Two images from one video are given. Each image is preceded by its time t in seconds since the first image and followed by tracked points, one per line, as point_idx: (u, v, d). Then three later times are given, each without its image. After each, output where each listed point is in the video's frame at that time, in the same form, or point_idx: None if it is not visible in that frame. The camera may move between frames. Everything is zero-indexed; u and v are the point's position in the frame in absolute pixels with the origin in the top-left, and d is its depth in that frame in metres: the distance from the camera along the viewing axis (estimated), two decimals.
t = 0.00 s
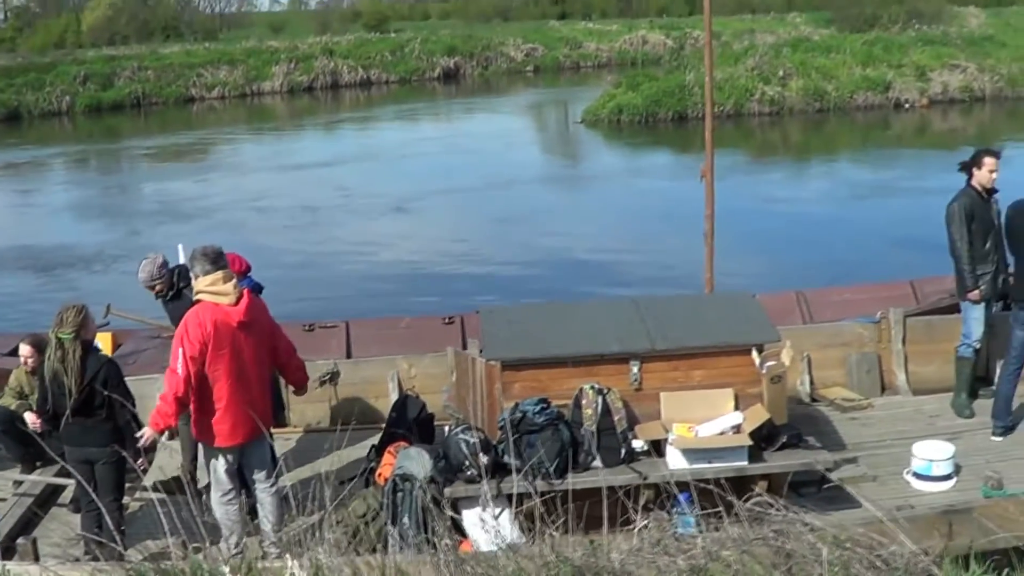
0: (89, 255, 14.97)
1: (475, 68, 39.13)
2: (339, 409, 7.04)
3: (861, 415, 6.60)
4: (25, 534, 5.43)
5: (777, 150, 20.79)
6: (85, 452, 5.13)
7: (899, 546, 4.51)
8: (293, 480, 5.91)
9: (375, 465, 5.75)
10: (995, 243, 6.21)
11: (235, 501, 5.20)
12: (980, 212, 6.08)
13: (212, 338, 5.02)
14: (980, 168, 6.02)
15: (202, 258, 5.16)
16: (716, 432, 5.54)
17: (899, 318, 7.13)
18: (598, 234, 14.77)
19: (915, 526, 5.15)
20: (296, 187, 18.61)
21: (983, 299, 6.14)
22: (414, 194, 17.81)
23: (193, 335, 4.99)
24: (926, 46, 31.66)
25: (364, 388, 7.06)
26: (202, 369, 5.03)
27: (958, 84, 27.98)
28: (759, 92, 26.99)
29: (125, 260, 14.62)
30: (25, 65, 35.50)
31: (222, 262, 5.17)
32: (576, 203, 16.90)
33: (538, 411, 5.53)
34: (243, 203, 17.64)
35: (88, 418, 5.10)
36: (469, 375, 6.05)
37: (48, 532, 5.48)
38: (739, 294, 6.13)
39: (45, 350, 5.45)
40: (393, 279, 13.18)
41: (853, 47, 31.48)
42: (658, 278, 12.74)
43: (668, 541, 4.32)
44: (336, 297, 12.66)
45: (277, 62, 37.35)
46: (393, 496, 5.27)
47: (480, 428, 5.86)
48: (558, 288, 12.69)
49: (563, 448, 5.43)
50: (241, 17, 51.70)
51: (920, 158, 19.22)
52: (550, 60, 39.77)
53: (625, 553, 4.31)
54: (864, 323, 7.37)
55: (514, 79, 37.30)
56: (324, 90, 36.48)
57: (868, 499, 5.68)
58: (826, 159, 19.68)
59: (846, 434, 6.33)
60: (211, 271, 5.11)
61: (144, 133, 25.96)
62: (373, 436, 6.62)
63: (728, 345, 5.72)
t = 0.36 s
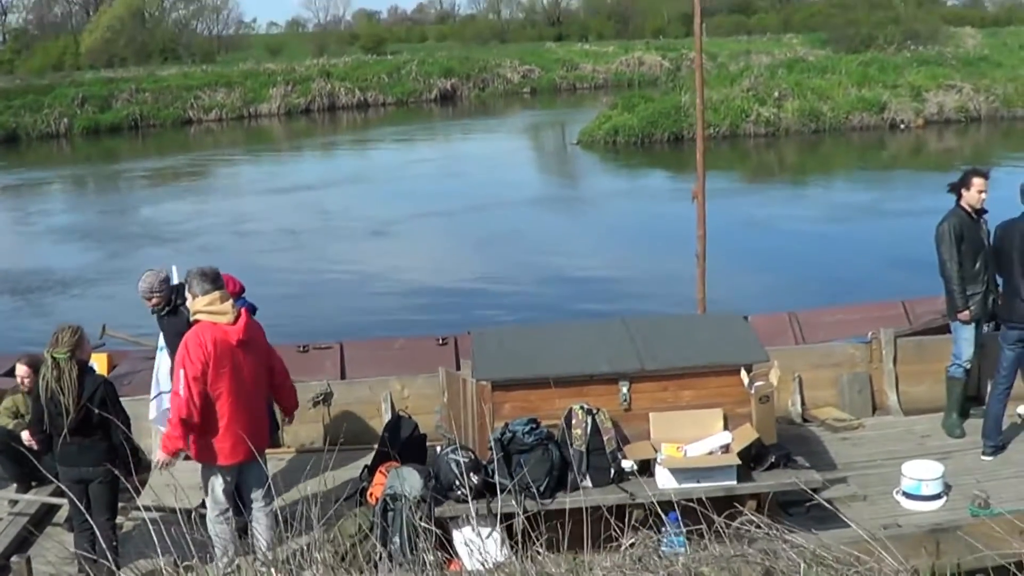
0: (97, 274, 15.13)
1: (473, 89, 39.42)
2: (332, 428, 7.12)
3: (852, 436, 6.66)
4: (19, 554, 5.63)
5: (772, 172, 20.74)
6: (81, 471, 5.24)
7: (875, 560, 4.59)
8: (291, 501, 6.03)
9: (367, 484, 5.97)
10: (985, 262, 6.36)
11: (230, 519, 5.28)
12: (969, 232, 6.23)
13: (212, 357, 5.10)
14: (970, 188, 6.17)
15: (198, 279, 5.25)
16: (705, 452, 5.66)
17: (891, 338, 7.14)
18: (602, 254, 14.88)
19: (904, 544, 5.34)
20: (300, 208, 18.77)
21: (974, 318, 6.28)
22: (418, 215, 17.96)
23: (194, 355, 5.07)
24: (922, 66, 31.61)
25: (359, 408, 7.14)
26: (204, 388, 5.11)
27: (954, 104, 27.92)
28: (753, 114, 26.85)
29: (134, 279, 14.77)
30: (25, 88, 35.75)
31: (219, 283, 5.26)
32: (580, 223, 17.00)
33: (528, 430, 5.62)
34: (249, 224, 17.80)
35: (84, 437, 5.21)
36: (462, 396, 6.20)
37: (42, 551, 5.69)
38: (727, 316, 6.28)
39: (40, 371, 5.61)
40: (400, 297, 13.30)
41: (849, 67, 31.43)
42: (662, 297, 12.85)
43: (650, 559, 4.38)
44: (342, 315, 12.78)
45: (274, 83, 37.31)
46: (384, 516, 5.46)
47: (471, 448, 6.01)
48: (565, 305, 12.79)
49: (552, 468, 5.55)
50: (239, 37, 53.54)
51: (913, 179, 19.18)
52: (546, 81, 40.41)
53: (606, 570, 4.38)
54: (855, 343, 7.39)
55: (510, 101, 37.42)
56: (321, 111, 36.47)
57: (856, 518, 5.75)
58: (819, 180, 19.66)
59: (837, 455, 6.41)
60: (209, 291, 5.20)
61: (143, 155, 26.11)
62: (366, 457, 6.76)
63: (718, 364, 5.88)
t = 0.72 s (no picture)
0: (107, 292, 15.21)
1: (480, 104, 39.50)
2: (343, 442, 7.15)
3: (861, 445, 6.66)
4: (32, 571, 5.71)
5: (780, 183, 20.70)
6: (92, 489, 5.30)
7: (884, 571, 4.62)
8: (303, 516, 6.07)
9: (378, 498, 6.04)
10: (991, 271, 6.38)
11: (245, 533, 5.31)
12: (975, 240, 6.26)
13: (234, 372, 5.13)
14: (977, 197, 6.22)
15: (217, 295, 5.29)
16: (714, 462, 5.68)
17: (898, 348, 7.13)
18: (611, 267, 14.91)
19: (914, 551, 5.39)
20: (309, 224, 18.83)
21: (980, 326, 6.29)
22: (426, 230, 18.01)
23: (215, 370, 5.10)
24: (929, 75, 31.52)
25: (369, 423, 7.17)
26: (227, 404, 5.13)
27: (961, 113, 27.91)
28: (762, 124, 26.72)
29: (144, 297, 14.85)
30: (34, 107, 35.94)
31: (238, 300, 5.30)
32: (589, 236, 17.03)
33: (537, 443, 5.65)
34: (258, 240, 17.87)
35: (97, 454, 5.27)
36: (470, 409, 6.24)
37: (56, 567, 5.75)
38: (734, 326, 6.29)
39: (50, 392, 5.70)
40: (409, 311, 13.34)
41: (856, 77, 31.35)
42: (671, 309, 12.86)
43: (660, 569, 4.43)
44: (352, 330, 12.82)
45: (282, 100, 37.39)
46: (394, 529, 5.48)
47: (480, 461, 6.04)
48: (574, 316, 12.82)
49: (561, 481, 5.57)
50: (247, 53, 53.21)
51: (920, 189, 19.13)
52: (555, 95, 40.41)
53: None
54: (864, 352, 7.38)
55: (517, 115, 37.45)
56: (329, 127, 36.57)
57: (866, 527, 5.75)
58: (826, 190, 19.63)
59: (846, 464, 6.41)
60: (229, 307, 5.24)
61: (152, 173, 26.23)
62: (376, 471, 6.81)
63: (724, 374, 5.90)
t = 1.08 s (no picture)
0: (88, 309, 15.15)
1: (464, 117, 39.56)
2: (330, 456, 7.14)
3: (846, 454, 6.69)
4: None
5: (764, 194, 20.79)
6: (78, 507, 5.29)
7: None
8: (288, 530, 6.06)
9: (364, 513, 6.05)
10: (973, 279, 6.42)
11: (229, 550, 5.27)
12: (956, 248, 6.30)
13: (220, 388, 5.10)
14: (959, 207, 6.27)
15: (204, 312, 5.25)
16: (700, 472, 5.68)
17: (882, 356, 7.17)
18: (594, 278, 14.94)
19: (899, 558, 5.45)
20: (292, 239, 18.79)
21: (962, 334, 6.34)
22: (410, 243, 18.01)
23: (202, 386, 5.06)
24: (910, 85, 31.70)
25: (356, 437, 7.14)
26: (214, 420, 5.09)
27: (943, 123, 28.15)
28: (744, 136, 26.84)
29: (125, 314, 14.80)
30: (15, 123, 35.76)
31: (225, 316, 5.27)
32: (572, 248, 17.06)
33: (523, 455, 5.64)
34: (241, 254, 17.82)
35: (83, 473, 5.25)
36: (456, 422, 6.23)
37: None
38: (718, 336, 6.31)
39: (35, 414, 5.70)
40: (394, 325, 13.33)
41: (838, 88, 31.53)
42: (656, 320, 12.91)
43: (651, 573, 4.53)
44: (336, 343, 12.81)
45: (265, 115, 37.31)
46: (382, 543, 5.47)
47: (466, 475, 6.04)
48: (557, 329, 12.83)
49: (548, 493, 5.57)
50: (231, 68, 53.01)
51: (903, 199, 19.26)
52: (538, 108, 40.49)
53: None
54: (847, 361, 7.42)
55: (500, 128, 37.52)
56: (312, 142, 36.54)
57: (852, 533, 5.79)
58: (809, 201, 19.75)
59: (831, 473, 6.44)
60: (216, 323, 5.21)
61: (133, 189, 26.13)
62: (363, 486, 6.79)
63: (709, 385, 5.92)
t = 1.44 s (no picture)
0: (66, 318, 15.05)
1: (445, 126, 39.57)
2: (314, 465, 7.08)
3: (828, 462, 6.71)
4: None
5: (745, 204, 20.87)
6: (62, 515, 5.31)
7: None
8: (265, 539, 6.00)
9: (348, 521, 6.03)
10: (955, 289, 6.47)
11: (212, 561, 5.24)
12: (939, 259, 6.35)
13: (190, 400, 5.06)
14: (941, 218, 6.32)
15: (179, 319, 5.19)
16: (684, 481, 5.71)
17: (864, 366, 7.19)
18: (576, 288, 14.95)
19: (884, 566, 5.52)
20: (273, 248, 18.71)
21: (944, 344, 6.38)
22: (391, 253, 17.99)
23: (170, 398, 5.02)
24: (891, 96, 31.88)
25: (339, 447, 7.10)
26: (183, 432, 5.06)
27: (923, 134, 28.37)
28: (725, 147, 26.95)
29: (104, 322, 14.71)
30: None
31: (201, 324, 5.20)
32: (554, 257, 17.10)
33: (508, 465, 5.69)
34: (222, 263, 17.74)
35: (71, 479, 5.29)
36: (441, 431, 6.19)
37: None
38: (702, 346, 6.34)
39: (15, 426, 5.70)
40: (375, 334, 13.30)
41: (819, 99, 31.70)
42: (637, 328, 12.95)
43: None
44: (317, 351, 12.77)
45: (245, 123, 37.17)
46: (367, 552, 5.51)
47: (451, 483, 6.02)
48: (538, 338, 12.83)
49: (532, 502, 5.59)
50: (213, 75, 52.82)
51: (884, 209, 19.38)
52: (519, 117, 40.56)
53: None
54: (829, 370, 7.44)
55: (482, 137, 37.56)
56: (293, 150, 36.45)
57: (835, 543, 5.82)
58: (790, 211, 19.84)
59: (814, 482, 6.45)
60: (190, 332, 5.14)
61: (113, 196, 25.99)
62: (347, 495, 6.76)
63: (693, 395, 5.92)
